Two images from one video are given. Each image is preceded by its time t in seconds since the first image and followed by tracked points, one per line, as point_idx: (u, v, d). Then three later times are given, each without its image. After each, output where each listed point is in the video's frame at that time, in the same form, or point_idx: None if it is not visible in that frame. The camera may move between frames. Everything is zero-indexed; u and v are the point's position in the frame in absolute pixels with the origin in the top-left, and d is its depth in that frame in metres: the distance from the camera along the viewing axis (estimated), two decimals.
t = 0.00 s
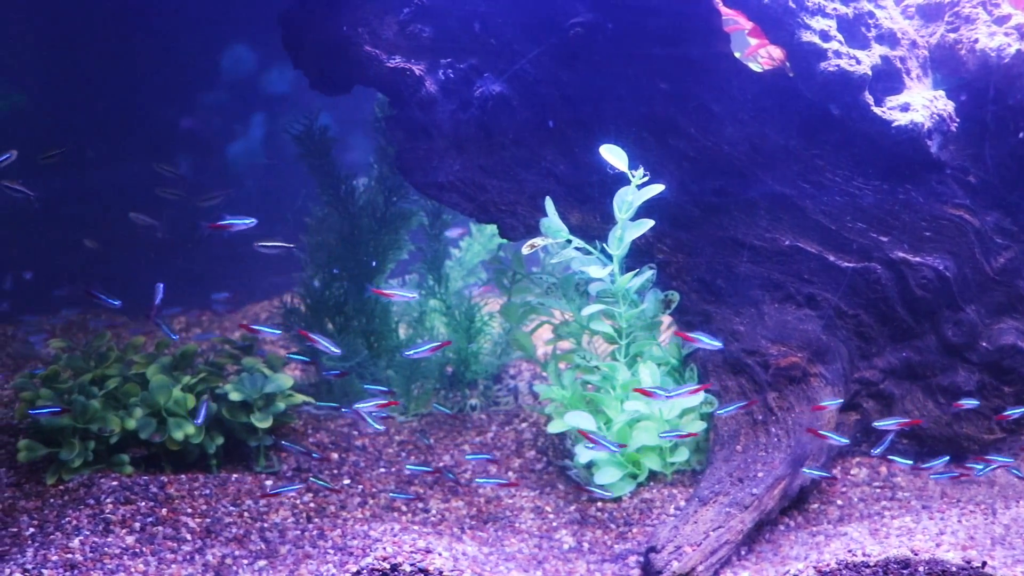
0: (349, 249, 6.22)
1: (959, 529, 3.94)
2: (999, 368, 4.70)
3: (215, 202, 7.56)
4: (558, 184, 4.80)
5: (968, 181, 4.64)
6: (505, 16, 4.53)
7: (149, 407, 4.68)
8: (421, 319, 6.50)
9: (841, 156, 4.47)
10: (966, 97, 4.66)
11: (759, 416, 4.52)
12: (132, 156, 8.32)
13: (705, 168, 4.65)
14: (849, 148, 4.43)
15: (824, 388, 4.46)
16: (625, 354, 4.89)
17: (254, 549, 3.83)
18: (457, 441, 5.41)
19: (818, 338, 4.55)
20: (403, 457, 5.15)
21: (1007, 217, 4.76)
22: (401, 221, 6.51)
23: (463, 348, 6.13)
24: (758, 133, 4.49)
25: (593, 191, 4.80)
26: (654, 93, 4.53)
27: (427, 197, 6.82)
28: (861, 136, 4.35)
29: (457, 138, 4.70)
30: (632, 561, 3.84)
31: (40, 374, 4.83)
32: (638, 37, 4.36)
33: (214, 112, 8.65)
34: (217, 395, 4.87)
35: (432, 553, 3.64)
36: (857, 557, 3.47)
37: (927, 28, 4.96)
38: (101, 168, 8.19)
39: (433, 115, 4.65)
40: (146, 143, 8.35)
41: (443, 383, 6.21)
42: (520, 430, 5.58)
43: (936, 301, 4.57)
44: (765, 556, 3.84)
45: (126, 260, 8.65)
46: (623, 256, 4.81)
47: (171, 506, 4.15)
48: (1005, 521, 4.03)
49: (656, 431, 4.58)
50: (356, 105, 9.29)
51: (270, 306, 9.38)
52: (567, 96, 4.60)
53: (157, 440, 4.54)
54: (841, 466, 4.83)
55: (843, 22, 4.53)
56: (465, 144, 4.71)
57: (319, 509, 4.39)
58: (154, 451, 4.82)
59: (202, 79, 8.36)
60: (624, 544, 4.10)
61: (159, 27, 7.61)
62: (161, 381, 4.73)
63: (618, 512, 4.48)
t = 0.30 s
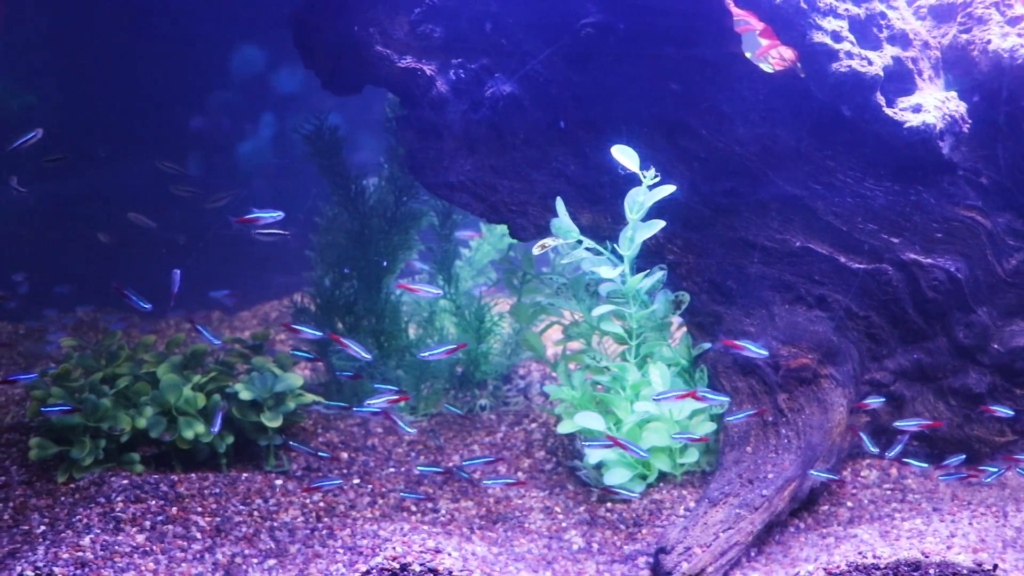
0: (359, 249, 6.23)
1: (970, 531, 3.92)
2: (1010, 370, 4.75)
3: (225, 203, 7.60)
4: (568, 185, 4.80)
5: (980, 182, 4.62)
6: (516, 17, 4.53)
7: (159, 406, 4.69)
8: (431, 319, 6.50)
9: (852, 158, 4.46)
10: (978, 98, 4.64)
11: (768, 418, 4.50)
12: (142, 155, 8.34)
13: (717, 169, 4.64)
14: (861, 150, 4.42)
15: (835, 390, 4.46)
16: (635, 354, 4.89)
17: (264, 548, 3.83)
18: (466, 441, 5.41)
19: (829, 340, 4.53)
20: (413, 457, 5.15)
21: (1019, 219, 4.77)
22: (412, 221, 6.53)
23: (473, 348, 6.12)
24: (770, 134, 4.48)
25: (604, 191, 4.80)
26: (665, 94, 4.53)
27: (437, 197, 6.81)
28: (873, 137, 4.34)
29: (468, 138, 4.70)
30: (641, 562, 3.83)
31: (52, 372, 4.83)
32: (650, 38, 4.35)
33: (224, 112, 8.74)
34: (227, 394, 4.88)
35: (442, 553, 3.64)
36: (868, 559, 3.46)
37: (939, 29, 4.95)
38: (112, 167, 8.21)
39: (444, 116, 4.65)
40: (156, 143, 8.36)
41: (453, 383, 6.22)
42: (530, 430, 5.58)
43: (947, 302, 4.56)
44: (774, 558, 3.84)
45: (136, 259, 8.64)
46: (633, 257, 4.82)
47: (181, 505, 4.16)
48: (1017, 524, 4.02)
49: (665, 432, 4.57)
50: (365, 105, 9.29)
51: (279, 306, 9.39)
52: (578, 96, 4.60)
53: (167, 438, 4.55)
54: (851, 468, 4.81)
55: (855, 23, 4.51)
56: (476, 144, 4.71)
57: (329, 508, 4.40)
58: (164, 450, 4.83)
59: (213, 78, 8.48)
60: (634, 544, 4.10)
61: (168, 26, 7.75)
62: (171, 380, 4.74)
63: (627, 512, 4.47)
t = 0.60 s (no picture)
0: (372, 249, 6.27)
1: (984, 535, 3.90)
2: None
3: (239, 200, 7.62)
4: (582, 185, 4.80)
5: (996, 184, 4.60)
6: (531, 17, 4.53)
7: (172, 405, 4.72)
8: (443, 319, 6.50)
9: (867, 159, 4.45)
10: (995, 100, 4.66)
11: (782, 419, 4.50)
12: (156, 153, 8.35)
13: (731, 170, 4.64)
14: (876, 151, 4.40)
15: (848, 392, 4.47)
16: (648, 355, 4.88)
17: (277, 547, 3.84)
18: (478, 441, 5.41)
19: (842, 341, 4.52)
20: (424, 457, 5.16)
21: None
22: (424, 222, 6.58)
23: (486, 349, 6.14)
24: (784, 135, 4.47)
25: (617, 192, 4.80)
26: (679, 95, 4.52)
27: (451, 197, 6.80)
28: (888, 139, 4.32)
29: (482, 138, 4.70)
30: (653, 564, 3.82)
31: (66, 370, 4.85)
32: (664, 38, 4.35)
33: (237, 111, 8.69)
34: (239, 392, 4.90)
35: (454, 553, 3.64)
36: (881, 562, 3.44)
37: (955, 30, 4.93)
38: (128, 164, 8.26)
39: (459, 116, 4.66)
40: (169, 143, 8.37)
41: (465, 382, 6.22)
42: (542, 430, 5.58)
43: (962, 305, 4.55)
44: (787, 560, 3.82)
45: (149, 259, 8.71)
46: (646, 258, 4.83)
47: (194, 503, 4.17)
48: None
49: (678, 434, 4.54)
50: (378, 104, 9.20)
51: (292, 306, 9.50)
52: (592, 97, 4.60)
53: (181, 437, 4.57)
54: (864, 470, 4.80)
55: (870, 24, 4.49)
56: (490, 144, 4.71)
57: (341, 508, 4.41)
58: (178, 448, 4.86)
59: (227, 77, 8.42)
60: (646, 546, 4.09)
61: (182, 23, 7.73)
62: (185, 378, 4.76)
63: (639, 514, 4.46)
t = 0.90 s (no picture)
0: (386, 249, 6.34)
1: (1000, 538, 3.87)
2: None
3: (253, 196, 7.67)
4: (597, 186, 4.80)
5: (1013, 186, 4.57)
6: (546, 17, 4.55)
7: (187, 403, 4.72)
8: (457, 319, 6.52)
9: (882, 161, 4.44)
10: (1013, 101, 4.62)
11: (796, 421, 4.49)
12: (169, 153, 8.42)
13: (746, 171, 4.63)
14: (892, 152, 4.39)
15: (862, 395, 4.41)
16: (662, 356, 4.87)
17: (290, 546, 3.84)
18: (492, 442, 5.41)
19: (856, 343, 4.50)
20: (437, 457, 5.17)
21: None
22: (438, 221, 6.59)
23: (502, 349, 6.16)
24: (799, 136, 4.46)
25: (632, 193, 4.79)
26: (693, 96, 4.51)
27: (465, 197, 6.85)
28: (904, 140, 4.30)
29: (496, 138, 4.71)
30: (667, 565, 3.81)
31: (81, 368, 4.87)
32: (680, 39, 4.35)
33: (250, 111, 8.76)
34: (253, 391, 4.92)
35: (467, 553, 3.64)
36: (895, 565, 3.43)
37: (972, 31, 4.92)
38: (143, 164, 8.35)
39: (474, 116, 4.67)
40: (182, 142, 8.44)
41: (478, 383, 6.23)
42: (555, 431, 5.57)
43: (978, 307, 4.51)
44: (801, 562, 3.81)
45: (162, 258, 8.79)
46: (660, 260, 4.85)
47: (208, 502, 4.18)
48: None
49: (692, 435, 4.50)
50: (389, 105, 9.28)
51: (305, 306, 9.46)
52: (607, 98, 4.60)
53: (195, 436, 4.57)
54: (878, 473, 4.78)
55: (886, 25, 4.46)
56: (505, 145, 4.72)
57: (354, 507, 4.41)
58: (192, 447, 4.86)
59: (242, 77, 8.53)
60: (659, 547, 4.06)
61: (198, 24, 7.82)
62: (199, 377, 4.77)
63: (652, 515, 4.44)
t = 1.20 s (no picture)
0: (397, 249, 6.36)
1: (1014, 541, 3.85)
2: None
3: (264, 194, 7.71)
4: (609, 186, 4.79)
5: None
6: (560, 18, 4.56)
7: (199, 402, 4.74)
8: (468, 319, 6.53)
9: (895, 162, 4.43)
10: None
11: (808, 422, 4.49)
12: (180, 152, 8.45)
13: (759, 172, 4.63)
14: (905, 154, 4.38)
15: (875, 396, 4.37)
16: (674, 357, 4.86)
17: (301, 545, 3.85)
18: (503, 442, 5.42)
19: (869, 344, 4.48)
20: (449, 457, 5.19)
21: None
22: (450, 221, 6.60)
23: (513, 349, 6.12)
24: (813, 137, 4.45)
25: (644, 194, 4.79)
26: (706, 96, 4.51)
27: (477, 197, 6.83)
28: (918, 141, 4.29)
29: (509, 138, 4.71)
30: (678, 566, 3.79)
31: (94, 367, 4.90)
32: (692, 40, 4.35)
33: (262, 111, 8.82)
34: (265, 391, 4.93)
35: (479, 553, 3.64)
36: (907, 567, 3.42)
37: (987, 32, 4.92)
38: (153, 163, 8.38)
39: (486, 116, 4.68)
40: (193, 141, 8.48)
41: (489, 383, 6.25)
42: (567, 432, 5.58)
43: (992, 309, 4.49)
44: (812, 564, 3.79)
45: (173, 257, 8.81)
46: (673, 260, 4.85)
47: (220, 501, 4.18)
48: None
49: (703, 436, 4.48)
50: (401, 105, 9.41)
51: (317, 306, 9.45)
52: (619, 98, 4.60)
53: (207, 434, 4.59)
54: (890, 475, 4.77)
55: (899, 25, 4.45)
56: (517, 145, 4.72)
57: (365, 507, 4.42)
58: (203, 446, 4.87)
59: (253, 78, 8.63)
60: (670, 548, 4.04)
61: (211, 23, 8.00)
62: (211, 376, 4.79)
63: (664, 516, 4.42)
